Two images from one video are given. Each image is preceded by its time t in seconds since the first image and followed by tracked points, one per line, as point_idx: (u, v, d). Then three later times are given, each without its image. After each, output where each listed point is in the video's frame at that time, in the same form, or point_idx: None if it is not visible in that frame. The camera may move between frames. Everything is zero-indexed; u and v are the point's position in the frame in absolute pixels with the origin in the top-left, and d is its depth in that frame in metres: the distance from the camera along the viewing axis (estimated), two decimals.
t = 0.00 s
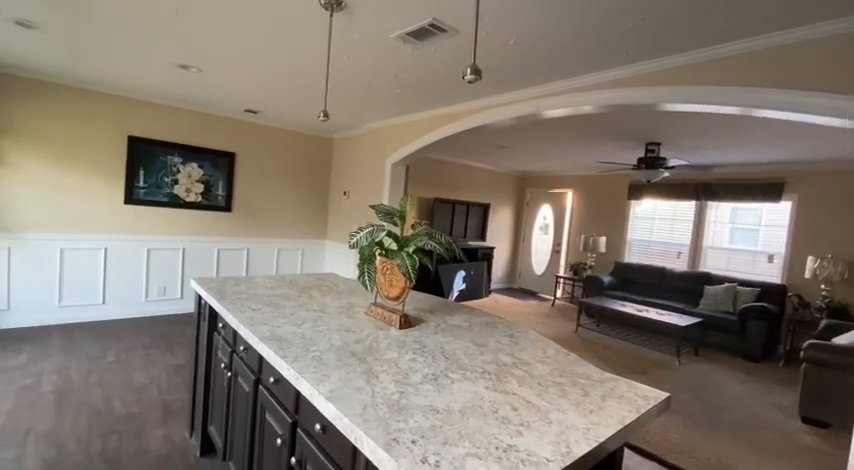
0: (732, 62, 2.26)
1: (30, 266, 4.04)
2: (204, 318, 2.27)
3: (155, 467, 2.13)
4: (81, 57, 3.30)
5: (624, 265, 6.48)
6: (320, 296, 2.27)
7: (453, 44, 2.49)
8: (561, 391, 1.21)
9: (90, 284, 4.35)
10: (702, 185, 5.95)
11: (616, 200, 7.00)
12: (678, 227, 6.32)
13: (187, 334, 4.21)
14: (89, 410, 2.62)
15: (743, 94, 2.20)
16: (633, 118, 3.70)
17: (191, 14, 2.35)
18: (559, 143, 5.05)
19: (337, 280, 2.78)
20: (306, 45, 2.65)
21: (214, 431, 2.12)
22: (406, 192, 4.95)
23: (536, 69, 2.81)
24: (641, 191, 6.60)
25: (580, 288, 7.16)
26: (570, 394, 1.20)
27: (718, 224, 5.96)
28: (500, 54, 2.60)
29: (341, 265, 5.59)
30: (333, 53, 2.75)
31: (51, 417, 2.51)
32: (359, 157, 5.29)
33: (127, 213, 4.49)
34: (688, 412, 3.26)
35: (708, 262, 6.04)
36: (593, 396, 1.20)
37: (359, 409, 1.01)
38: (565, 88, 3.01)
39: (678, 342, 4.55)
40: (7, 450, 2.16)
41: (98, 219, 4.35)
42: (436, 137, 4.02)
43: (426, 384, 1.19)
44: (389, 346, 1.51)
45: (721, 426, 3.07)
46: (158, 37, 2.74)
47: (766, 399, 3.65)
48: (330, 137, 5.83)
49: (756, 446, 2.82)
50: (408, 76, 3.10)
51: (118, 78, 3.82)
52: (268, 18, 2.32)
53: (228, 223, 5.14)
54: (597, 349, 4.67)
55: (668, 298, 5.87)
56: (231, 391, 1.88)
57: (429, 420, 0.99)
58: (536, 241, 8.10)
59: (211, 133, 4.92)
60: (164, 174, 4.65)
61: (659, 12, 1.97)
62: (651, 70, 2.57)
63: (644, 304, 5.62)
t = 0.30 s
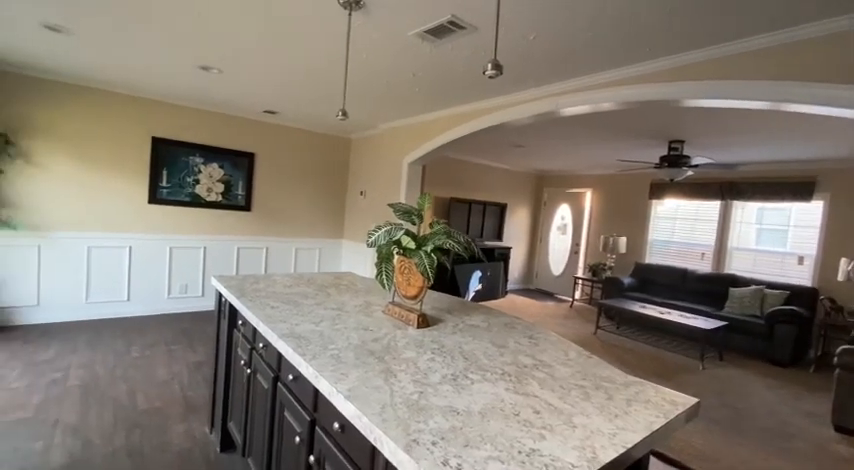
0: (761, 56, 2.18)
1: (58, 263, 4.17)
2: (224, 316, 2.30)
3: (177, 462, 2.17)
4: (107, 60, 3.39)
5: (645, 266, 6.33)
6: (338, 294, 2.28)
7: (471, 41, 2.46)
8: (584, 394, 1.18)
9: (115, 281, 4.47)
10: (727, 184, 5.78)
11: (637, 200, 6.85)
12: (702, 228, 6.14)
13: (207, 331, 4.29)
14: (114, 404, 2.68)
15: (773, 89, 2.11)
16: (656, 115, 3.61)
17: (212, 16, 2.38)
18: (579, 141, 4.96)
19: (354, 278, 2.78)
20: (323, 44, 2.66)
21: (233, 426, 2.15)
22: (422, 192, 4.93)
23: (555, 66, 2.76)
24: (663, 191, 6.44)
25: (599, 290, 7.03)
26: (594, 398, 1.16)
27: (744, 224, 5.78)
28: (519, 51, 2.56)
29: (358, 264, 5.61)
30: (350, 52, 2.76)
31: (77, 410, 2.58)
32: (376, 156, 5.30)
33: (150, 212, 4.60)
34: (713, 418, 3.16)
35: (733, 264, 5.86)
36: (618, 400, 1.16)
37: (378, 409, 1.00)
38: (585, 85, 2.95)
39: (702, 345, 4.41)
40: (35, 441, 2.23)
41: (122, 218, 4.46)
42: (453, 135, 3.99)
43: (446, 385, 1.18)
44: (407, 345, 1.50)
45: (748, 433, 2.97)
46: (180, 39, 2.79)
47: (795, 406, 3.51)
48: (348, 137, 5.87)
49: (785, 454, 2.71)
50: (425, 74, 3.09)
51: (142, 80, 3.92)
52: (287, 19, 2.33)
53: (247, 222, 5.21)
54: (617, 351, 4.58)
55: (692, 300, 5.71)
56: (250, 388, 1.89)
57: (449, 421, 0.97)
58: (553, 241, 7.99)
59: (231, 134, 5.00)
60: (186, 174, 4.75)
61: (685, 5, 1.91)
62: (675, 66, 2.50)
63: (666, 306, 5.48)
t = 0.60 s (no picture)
0: (801, 48, 2.06)
1: (93, 262, 4.33)
2: (248, 314, 2.33)
3: (203, 457, 2.21)
4: (138, 65, 3.49)
5: (673, 269, 6.13)
6: (359, 294, 2.28)
7: (493, 38, 2.42)
8: (614, 402, 1.13)
9: (146, 279, 4.61)
10: (761, 183, 5.53)
11: (664, 200, 6.65)
12: (734, 229, 5.91)
13: (232, 329, 4.37)
14: (143, 399, 2.76)
15: (814, 83, 2.00)
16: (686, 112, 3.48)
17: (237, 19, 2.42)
18: (604, 140, 4.84)
19: (375, 278, 2.78)
20: (345, 45, 2.67)
21: (257, 424, 2.17)
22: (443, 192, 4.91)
23: (581, 63, 2.69)
24: (692, 190, 6.22)
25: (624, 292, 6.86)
26: (625, 406, 1.12)
27: (779, 225, 5.53)
28: (542, 48, 2.51)
29: (379, 264, 5.63)
30: (371, 52, 2.76)
31: (109, 403, 2.67)
32: (397, 156, 5.30)
33: (179, 213, 4.73)
34: (746, 428, 3.02)
35: (767, 266, 5.62)
36: (651, 409, 1.11)
37: (402, 411, 0.99)
38: (610, 82, 2.87)
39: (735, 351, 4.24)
40: (70, 433, 2.31)
41: (152, 218, 4.60)
42: (474, 135, 3.95)
43: (470, 388, 1.15)
44: (430, 346, 1.48)
45: (785, 445, 2.82)
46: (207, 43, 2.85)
47: (836, 418, 3.32)
48: (369, 138, 5.90)
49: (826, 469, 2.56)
50: (446, 73, 3.06)
51: (171, 83, 4.02)
52: (310, 20, 2.35)
53: (271, 222, 5.30)
54: (643, 356, 4.44)
55: (723, 304, 5.50)
56: (274, 386, 1.91)
57: (475, 426, 0.94)
58: (576, 242, 7.83)
59: (256, 135, 5.10)
60: (212, 175, 4.86)
61: None
62: (708, 60, 2.39)
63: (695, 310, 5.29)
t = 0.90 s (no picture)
0: None
1: (130, 260, 4.51)
2: (277, 313, 2.36)
3: (232, 453, 2.26)
4: (173, 70, 3.61)
5: (708, 272, 5.88)
6: (384, 295, 2.27)
7: (521, 36, 2.37)
8: (653, 413, 1.08)
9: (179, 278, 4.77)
10: (806, 182, 5.23)
11: (699, 200, 6.39)
12: (775, 230, 5.63)
13: (260, 327, 4.46)
14: (176, 394, 2.84)
15: None
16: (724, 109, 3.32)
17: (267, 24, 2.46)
18: (635, 138, 4.69)
19: (400, 279, 2.77)
20: (371, 46, 2.67)
21: (284, 421, 2.20)
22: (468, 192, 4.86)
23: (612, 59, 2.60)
24: (730, 190, 5.95)
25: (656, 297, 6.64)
26: (664, 418, 1.06)
27: (825, 227, 5.22)
28: (572, 45, 2.44)
29: (403, 265, 5.63)
30: (396, 53, 2.75)
31: (144, 398, 2.76)
32: (422, 157, 5.29)
33: (211, 213, 4.88)
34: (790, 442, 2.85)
35: (812, 270, 5.31)
36: (693, 422, 1.05)
37: (430, 417, 0.96)
38: (641, 78, 2.76)
39: (777, 360, 4.01)
40: (108, 426, 2.40)
41: (185, 218, 4.76)
42: (500, 135, 3.89)
43: (499, 395, 1.12)
44: (457, 350, 1.46)
45: (834, 462, 2.64)
46: (237, 48, 2.91)
47: None
48: (394, 139, 5.92)
49: None
50: (472, 72, 3.02)
51: (204, 88, 4.15)
52: (337, 22, 2.36)
53: (298, 222, 5.39)
54: (676, 363, 4.27)
55: (763, 310, 5.23)
56: (301, 386, 1.92)
57: (506, 435, 0.91)
58: (605, 244, 7.62)
59: (284, 137, 5.20)
60: (242, 177, 4.99)
61: None
62: (749, 54, 2.26)
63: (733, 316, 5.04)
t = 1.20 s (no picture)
0: None
1: (173, 259, 4.73)
2: (310, 311, 2.42)
3: (268, 446, 2.33)
4: (213, 77, 3.77)
5: (752, 277, 5.58)
6: (415, 296, 2.29)
7: (553, 34, 2.34)
8: (696, 422, 1.04)
9: (217, 276, 4.96)
10: None
11: (743, 201, 6.08)
12: (827, 233, 5.31)
13: (293, 325, 4.58)
14: (215, 388, 2.96)
15: None
16: (771, 104, 3.16)
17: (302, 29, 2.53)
18: (673, 137, 4.52)
19: (431, 280, 2.78)
20: (402, 48, 2.70)
21: (317, 418, 2.25)
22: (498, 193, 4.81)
23: (649, 56, 2.52)
24: (777, 190, 5.64)
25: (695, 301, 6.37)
26: (709, 427, 1.02)
27: None
28: (607, 42, 2.38)
29: (432, 265, 5.64)
30: (427, 55, 2.77)
31: (186, 390, 2.89)
32: (451, 158, 5.29)
33: (247, 214, 5.05)
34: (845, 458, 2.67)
35: None
36: (740, 432, 1.00)
37: (465, 418, 0.97)
38: (680, 75, 2.66)
39: (829, 371, 3.77)
40: (152, 416, 2.53)
41: (224, 219, 4.95)
42: (531, 135, 3.84)
43: (534, 398, 1.11)
44: (490, 352, 1.45)
45: None
46: (273, 54, 3.01)
47: None
48: (424, 140, 5.95)
49: None
50: (503, 72, 3.00)
51: (242, 93, 4.30)
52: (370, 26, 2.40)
53: (330, 223, 5.50)
54: (717, 370, 4.08)
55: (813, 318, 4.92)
56: (334, 383, 1.97)
57: (542, 438, 0.90)
58: (640, 246, 7.38)
59: (317, 140, 5.32)
60: (277, 179, 5.14)
61: None
62: (799, 46, 2.14)
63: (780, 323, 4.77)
